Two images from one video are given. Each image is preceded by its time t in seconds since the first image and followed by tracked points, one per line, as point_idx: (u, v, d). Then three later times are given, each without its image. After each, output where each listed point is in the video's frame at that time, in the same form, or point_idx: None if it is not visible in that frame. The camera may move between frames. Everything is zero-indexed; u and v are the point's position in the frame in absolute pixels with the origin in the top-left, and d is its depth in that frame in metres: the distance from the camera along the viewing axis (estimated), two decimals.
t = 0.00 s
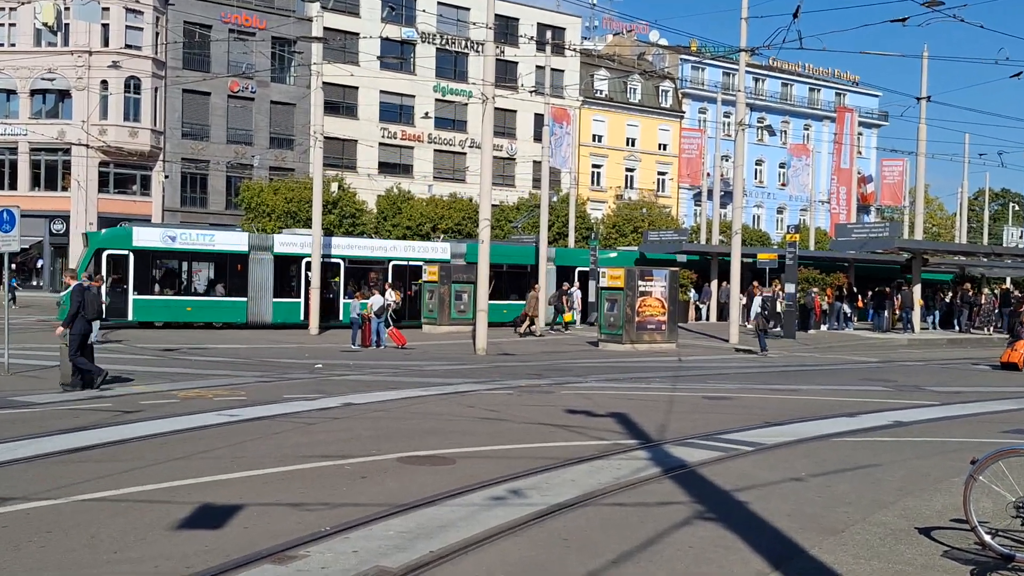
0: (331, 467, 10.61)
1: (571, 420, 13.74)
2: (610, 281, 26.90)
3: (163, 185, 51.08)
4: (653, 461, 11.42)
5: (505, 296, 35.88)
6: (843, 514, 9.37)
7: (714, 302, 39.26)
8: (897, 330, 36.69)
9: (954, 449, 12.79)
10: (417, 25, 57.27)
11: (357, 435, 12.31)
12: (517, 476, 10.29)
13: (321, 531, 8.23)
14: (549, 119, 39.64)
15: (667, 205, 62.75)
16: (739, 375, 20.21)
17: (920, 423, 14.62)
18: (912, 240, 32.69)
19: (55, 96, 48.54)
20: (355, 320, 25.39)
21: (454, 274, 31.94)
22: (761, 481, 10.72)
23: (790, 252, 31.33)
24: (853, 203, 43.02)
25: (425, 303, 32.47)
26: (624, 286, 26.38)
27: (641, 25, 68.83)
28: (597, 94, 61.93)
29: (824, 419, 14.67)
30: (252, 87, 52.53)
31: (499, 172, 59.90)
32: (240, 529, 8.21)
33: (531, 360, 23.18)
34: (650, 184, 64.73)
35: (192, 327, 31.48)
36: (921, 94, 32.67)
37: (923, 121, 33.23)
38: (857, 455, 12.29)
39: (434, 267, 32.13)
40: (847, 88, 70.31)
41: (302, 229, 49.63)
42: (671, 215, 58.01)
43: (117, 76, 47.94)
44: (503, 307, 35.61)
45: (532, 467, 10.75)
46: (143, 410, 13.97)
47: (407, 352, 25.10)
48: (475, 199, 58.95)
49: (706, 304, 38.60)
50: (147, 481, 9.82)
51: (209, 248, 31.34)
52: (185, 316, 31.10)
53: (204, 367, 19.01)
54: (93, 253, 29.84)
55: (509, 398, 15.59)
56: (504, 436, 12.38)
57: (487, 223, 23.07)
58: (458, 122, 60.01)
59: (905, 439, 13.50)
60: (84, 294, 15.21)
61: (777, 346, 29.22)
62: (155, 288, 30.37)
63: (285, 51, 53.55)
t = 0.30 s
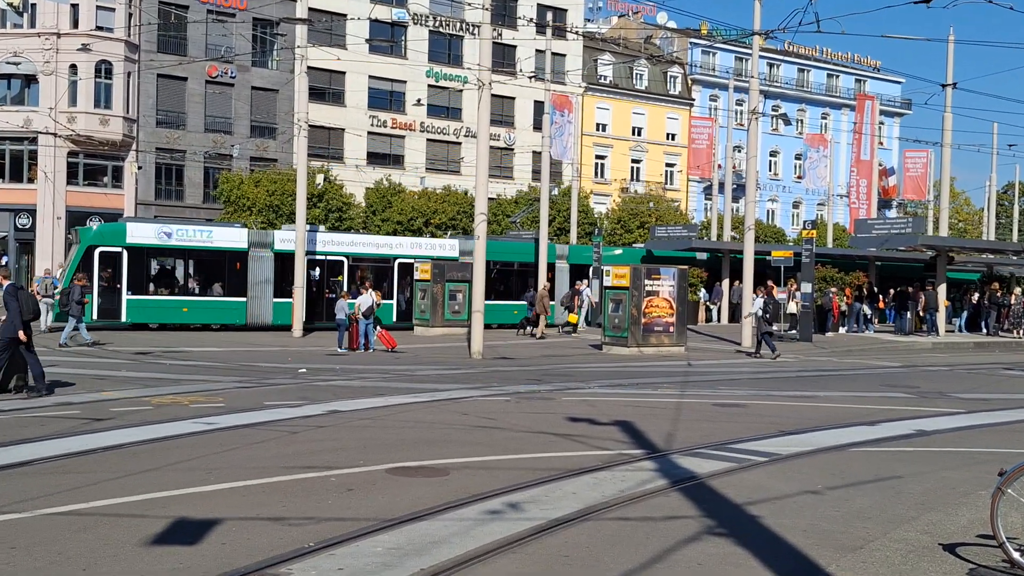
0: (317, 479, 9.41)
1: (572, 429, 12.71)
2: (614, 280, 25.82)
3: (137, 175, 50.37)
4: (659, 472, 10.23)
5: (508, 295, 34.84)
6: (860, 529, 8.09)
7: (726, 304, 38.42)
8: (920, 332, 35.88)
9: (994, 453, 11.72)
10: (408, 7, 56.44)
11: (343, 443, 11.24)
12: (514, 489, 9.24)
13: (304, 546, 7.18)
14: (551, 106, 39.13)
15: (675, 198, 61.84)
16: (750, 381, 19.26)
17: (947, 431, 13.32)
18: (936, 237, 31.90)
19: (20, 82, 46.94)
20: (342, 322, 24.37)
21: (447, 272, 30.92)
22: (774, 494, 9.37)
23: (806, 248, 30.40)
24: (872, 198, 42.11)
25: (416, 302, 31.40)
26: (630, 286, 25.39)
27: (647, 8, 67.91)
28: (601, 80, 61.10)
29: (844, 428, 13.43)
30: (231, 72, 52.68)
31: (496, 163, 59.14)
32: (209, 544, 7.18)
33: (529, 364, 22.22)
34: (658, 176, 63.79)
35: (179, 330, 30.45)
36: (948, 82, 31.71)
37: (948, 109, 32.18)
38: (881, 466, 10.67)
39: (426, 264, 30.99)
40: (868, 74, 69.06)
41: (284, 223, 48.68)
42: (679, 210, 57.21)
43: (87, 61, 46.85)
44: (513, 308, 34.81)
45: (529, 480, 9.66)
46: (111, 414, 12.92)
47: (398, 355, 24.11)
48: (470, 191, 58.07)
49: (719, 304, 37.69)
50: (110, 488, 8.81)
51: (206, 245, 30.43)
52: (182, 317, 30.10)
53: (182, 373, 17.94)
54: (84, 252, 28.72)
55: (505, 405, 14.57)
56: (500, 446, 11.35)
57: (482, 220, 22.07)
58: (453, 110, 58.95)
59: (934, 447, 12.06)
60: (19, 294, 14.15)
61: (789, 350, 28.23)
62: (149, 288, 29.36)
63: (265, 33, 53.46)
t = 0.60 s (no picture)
0: (311, 480, 9.29)
1: (571, 429, 12.56)
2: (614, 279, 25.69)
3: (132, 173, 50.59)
4: (659, 473, 10.09)
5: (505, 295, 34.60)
6: (862, 530, 7.95)
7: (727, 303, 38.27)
8: (922, 331, 35.76)
9: (999, 453, 11.57)
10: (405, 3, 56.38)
11: (341, 443, 11.12)
12: (513, 491, 9.08)
13: (302, 549, 7.02)
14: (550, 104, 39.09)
15: (675, 197, 61.78)
16: (749, 381, 19.11)
17: (950, 431, 13.13)
18: (939, 236, 31.81)
19: (13, 78, 48.16)
20: (339, 322, 24.27)
21: (446, 271, 30.77)
22: (775, 495, 9.22)
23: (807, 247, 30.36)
24: (873, 195, 41.87)
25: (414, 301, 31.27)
26: (630, 285, 25.18)
27: (648, 4, 67.75)
28: (601, 77, 61.20)
29: (846, 427, 13.37)
30: (227, 67, 52.09)
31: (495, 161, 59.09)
32: (202, 545, 7.03)
33: (528, 364, 22.07)
34: (658, 174, 63.71)
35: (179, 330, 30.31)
36: (951, 80, 31.59)
37: (951, 107, 32.05)
38: (884, 467, 10.56)
39: (424, 263, 30.81)
40: (869, 71, 68.87)
41: (280, 222, 48.45)
42: (679, 208, 57.17)
43: (81, 56, 47.76)
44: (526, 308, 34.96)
45: (527, 481, 9.52)
46: (105, 413, 12.78)
47: (396, 355, 23.99)
48: (468, 189, 58.01)
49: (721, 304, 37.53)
50: (104, 488, 8.67)
51: (223, 244, 30.27)
52: (199, 317, 29.92)
53: (178, 373, 17.80)
54: (102, 251, 28.57)
55: (504, 406, 14.41)
56: (499, 446, 11.20)
57: (482, 216, 21.72)
58: (451, 107, 58.85)
59: (938, 448, 11.87)
60: None
61: (789, 350, 28.10)
62: (166, 287, 29.24)
63: (263, 29, 53.07)
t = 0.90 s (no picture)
0: (309, 478, 9.29)
1: (570, 428, 12.56)
2: (612, 278, 25.64)
3: (130, 172, 50.54)
4: (657, 472, 10.10)
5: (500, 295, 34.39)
6: (859, 529, 7.97)
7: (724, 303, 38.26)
8: (921, 331, 35.81)
9: (997, 452, 11.58)
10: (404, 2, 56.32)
11: (338, 442, 11.11)
12: (511, 489, 9.09)
13: (299, 547, 7.03)
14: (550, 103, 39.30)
15: (674, 195, 61.75)
16: (748, 379, 19.10)
17: (948, 430, 13.16)
18: (936, 235, 31.74)
19: (12, 77, 48.10)
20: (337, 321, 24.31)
21: (445, 270, 30.83)
22: (773, 494, 9.23)
23: (805, 246, 30.40)
24: (872, 196, 41.90)
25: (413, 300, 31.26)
26: (629, 284, 25.25)
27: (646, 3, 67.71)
28: (600, 76, 61.19)
29: (846, 425, 13.39)
30: (225, 66, 51.87)
31: (494, 159, 59.11)
32: (200, 543, 7.03)
33: (526, 363, 22.08)
34: (657, 173, 63.72)
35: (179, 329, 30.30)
36: (949, 79, 31.62)
37: (948, 106, 32.07)
38: (883, 466, 10.58)
39: (423, 262, 30.88)
40: (867, 70, 68.88)
41: (279, 221, 48.33)
42: (677, 206, 57.27)
43: (80, 54, 47.77)
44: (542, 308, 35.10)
45: (525, 479, 9.52)
46: (103, 412, 12.78)
47: (394, 354, 23.97)
48: (467, 188, 58.00)
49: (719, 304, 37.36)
50: (103, 486, 8.67)
51: (242, 244, 30.34)
52: (217, 315, 29.99)
53: (176, 371, 17.77)
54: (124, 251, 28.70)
55: (502, 404, 14.40)
56: (497, 445, 11.19)
57: (481, 214, 21.55)
58: (450, 106, 58.82)
59: (936, 447, 11.88)
60: None
61: (788, 349, 28.12)
62: (185, 286, 29.37)
63: (261, 28, 53.06)
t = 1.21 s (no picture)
0: (308, 476, 9.28)
1: (569, 426, 12.55)
2: (611, 276, 25.53)
3: (129, 169, 50.49)
4: (656, 470, 10.09)
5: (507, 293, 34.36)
6: (858, 526, 7.96)
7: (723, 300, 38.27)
8: (920, 328, 35.81)
9: (997, 450, 11.59)
10: None
11: (337, 440, 11.11)
12: (510, 487, 9.08)
13: (297, 545, 7.03)
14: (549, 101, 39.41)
15: (673, 193, 61.77)
16: (748, 377, 19.09)
17: (947, 428, 13.18)
18: (936, 233, 31.68)
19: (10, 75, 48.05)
20: (336, 318, 24.31)
21: (444, 268, 30.63)
22: (771, 491, 9.23)
23: (804, 243, 30.40)
24: (871, 194, 41.92)
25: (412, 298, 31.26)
26: (627, 283, 25.17)
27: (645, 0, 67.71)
28: (599, 74, 61.17)
29: (845, 423, 13.39)
30: (224, 63, 51.72)
31: (493, 157, 59.14)
32: (199, 541, 7.04)
33: (526, 361, 22.07)
34: (656, 171, 63.73)
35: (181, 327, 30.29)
36: (947, 77, 31.62)
37: (947, 103, 32.06)
38: (884, 463, 10.60)
39: (422, 260, 30.84)
40: (866, 68, 68.88)
41: (277, 218, 48.30)
42: (676, 204, 57.28)
43: (79, 52, 47.85)
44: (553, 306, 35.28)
45: (525, 477, 9.53)
46: (102, 409, 12.78)
47: (394, 352, 23.96)
48: (466, 186, 58.03)
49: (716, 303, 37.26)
50: (102, 484, 8.66)
51: (261, 242, 30.54)
52: (238, 313, 30.11)
53: (175, 369, 17.75)
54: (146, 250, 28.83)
55: (501, 402, 14.39)
56: (496, 443, 11.19)
57: (479, 212, 21.62)
58: (449, 103, 58.78)
59: (935, 444, 11.90)
60: None
61: (788, 347, 28.13)
62: (206, 283, 29.49)
63: (260, 25, 53.05)
